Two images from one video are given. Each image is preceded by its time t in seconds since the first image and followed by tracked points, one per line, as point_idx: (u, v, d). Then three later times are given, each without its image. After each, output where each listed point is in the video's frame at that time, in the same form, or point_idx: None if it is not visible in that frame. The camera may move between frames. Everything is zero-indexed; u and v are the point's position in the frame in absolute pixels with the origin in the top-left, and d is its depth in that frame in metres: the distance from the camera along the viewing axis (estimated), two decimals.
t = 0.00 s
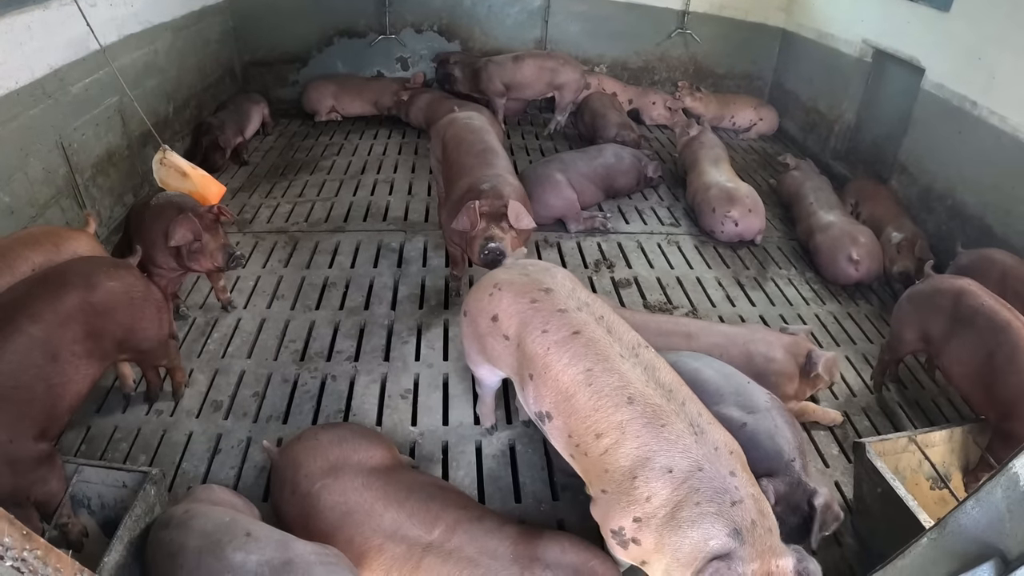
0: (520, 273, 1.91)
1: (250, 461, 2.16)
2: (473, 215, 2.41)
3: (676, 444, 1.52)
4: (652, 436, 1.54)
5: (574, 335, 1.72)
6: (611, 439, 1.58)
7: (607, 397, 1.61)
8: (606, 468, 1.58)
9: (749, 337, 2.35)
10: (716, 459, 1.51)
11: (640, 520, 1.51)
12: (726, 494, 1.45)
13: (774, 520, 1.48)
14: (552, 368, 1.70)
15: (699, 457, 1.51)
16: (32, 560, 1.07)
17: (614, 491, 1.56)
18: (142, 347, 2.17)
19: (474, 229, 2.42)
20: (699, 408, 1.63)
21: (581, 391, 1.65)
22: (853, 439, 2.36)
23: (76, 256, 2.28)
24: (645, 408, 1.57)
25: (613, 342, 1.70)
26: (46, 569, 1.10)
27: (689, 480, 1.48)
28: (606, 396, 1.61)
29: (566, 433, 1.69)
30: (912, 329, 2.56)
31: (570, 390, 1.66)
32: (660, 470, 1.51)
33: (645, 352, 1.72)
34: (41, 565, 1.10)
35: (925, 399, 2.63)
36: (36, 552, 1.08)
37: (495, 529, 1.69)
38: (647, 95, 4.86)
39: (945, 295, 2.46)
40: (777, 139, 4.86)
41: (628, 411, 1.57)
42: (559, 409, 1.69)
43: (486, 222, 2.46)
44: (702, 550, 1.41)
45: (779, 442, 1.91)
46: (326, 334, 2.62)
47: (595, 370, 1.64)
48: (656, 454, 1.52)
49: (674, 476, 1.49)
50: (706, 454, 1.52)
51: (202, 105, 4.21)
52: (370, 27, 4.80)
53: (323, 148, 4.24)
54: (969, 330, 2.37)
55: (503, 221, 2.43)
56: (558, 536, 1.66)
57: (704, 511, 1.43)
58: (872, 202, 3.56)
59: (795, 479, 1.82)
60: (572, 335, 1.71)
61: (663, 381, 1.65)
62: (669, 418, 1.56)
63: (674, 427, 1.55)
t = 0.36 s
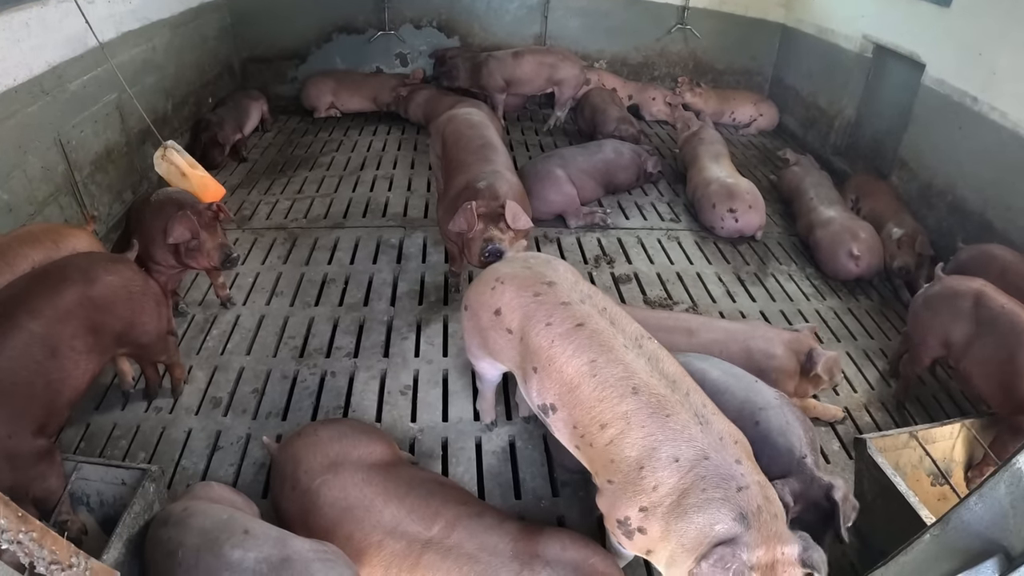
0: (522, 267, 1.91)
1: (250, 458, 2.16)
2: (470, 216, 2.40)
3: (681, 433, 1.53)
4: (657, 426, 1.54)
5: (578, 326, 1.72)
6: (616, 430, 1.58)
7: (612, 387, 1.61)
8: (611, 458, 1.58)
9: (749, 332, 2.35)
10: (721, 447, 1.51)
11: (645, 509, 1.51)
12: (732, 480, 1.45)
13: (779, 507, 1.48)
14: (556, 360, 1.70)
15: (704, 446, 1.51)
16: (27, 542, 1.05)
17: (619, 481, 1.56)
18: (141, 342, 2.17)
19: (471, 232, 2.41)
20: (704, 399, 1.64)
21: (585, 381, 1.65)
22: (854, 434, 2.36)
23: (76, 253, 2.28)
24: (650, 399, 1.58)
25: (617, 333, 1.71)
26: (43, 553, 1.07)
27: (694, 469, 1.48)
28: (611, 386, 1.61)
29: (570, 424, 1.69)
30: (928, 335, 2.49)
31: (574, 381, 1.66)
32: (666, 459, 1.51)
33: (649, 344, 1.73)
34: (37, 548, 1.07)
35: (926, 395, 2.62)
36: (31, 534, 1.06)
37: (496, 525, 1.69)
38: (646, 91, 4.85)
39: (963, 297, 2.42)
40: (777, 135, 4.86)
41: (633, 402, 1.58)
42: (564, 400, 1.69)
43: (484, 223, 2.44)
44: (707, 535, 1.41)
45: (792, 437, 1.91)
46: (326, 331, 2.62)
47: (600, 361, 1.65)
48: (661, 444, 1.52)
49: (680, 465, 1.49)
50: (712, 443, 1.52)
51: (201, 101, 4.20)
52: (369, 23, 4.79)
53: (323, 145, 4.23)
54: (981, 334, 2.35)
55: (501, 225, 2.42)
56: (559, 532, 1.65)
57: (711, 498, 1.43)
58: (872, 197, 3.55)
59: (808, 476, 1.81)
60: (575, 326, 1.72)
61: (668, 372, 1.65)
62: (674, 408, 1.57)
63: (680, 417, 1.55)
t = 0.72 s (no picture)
0: (530, 258, 1.90)
1: (254, 454, 2.15)
2: (478, 216, 2.36)
3: (679, 436, 1.51)
4: (655, 426, 1.52)
5: (579, 320, 1.70)
6: (613, 428, 1.56)
7: (611, 384, 1.59)
8: (607, 456, 1.57)
9: (756, 329, 2.32)
10: (719, 449, 1.49)
11: (640, 511, 1.50)
12: (728, 484, 1.43)
13: (778, 511, 1.46)
14: (556, 353, 1.68)
15: (702, 448, 1.49)
16: (16, 560, 1.01)
17: (615, 481, 1.55)
18: (145, 337, 2.16)
19: (479, 231, 2.38)
20: (704, 399, 1.61)
21: (583, 376, 1.63)
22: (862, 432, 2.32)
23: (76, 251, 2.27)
24: (648, 398, 1.56)
25: (619, 328, 1.69)
26: (34, 570, 1.04)
27: (690, 472, 1.46)
28: (610, 383, 1.59)
29: (569, 419, 1.67)
30: (943, 339, 2.40)
31: (573, 375, 1.65)
32: (662, 461, 1.49)
33: (652, 339, 1.70)
34: (28, 565, 1.04)
35: (934, 394, 2.59)
36: (22, 552, 1.02)
37: (501, 525, 1.67)
38: (652, 86, 4.82)
39: (980, 305, 2.35)
40: (783, 131, 4.83)
41: (631, 400, 1.56)
42: (562, 394, 1.67)
43: (494, 223, 2.41)
44: (703, 540, 1.40)
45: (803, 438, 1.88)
46: (330, 327, 2.60)
47: (599, 356, 1.63)
48: (658, 445, 1.50)
49: (676, 468, 1.47)
50: (710, 445, 1.50)
51: (204, 96, 4.19)
52: (373, 18, 4.77)
53: (327, 140, 4.21)
54: (993, 338, 2.30)
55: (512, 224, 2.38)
56: (565, 532, 1.64)
57: (706, 501, 1.42)
58: (879, 194, 3.53)
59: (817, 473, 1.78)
60: (576, 319, 1.70)
61: (669, 370, 1.63)
62: (673, 409, 1.54)
63: (679, 418, 1.53)
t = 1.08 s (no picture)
0: (527, 252, 1.89)
1: (258, 450, 2.15)
2: (480, 201, 2.40)
3: (676, 432, 1.50)
4: (651, 421, 1.52)
5: (574, 313, 1.70)
6: (610, 423, 1.56)
7: (606, 378, 1.59)
8: (605, 452, 1.57)
9: (759, 327, 2.32)
10: (716, 446, 1.49)
11: (640, 508, 1.50)
12: (727, 482, 1.43)
13: (776, 508, 1.46)
14: (551, 347, 1.68)
15: (699, 445, 1.49)
16: None
17: (614, 478, 1.55)
18: (150, 335, 2.15)
19: (482, 215, 2.40)
20: (701, 394, 1.61)
21: (579, 370, 1.63)
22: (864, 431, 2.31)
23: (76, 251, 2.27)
24: (644, 393, 1.55)
25: (613, 321, 1.68)
26: None
27: (688, 469, 1.46)
28: (605, 377, 1.59)
29: (565, 414, 1.67)
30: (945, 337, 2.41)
31: (567, 369, 1.65)
32: (660, 457, 1.49)
33: (647, 333, 1.70)
34: None
35: (936, 392, 2.59)
36: (31, 571, 1.05)
37: (505, 521, 1.66)
38: (655, 81, 4.81)
39: (988, 310, 2.32)
40: (786, 127, 4.81)
41: (627, 395, 1.56)
42: (558, 389, 1.67)
43: (497, 206, 2.42)
44: (703, 538, 1.39)
45: (804, 432, 1.88)
46: (334, 323, 2.60)
47: (594, 350, 1.63)
48: (655, 442, 1.50)
49: (674, 465, 1.47)
50: (707, 441, 1.50)
51: (207, 92, 4.18)
52: (376, 13, 4.75)
53: (330, 135, 4.21)
54: (998, 339, 2.29)
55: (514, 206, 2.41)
56: (569, 528, 1.64)
57: (705, 499, 1.42)
58: (883, 191, 3.51)
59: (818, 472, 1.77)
60: (571, 312, 1.70)
61: (664, 365, 1.62)
62: (669, 404, 1.54)
63: (675, 413, 1.53)
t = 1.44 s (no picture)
0: (537, 244, 1.88)
1: (263, 443, 2.14)
2: (486, 195, 2.37)
3: (684, 425, 1.49)
4: (660, 413, 1.51)
5: (583, 304, 1.69)
6: (618, 415, 1.55)
7: (615, 369, 1.58)
8: (613, 444, 1.56)
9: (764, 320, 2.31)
10: (724, 440, 1.48)
11: (648, 501, 1.49)
12: (735, 476, 1.42)
13: (784, 503, 1.45)
14: (560, 338, 1.68)
15: (707, 439, 1.48)
16: (51, 568, 1.07)
17: (622, 470, 1.54)
18: (153, 329, 2.15)
19: (488, 211, 2.38)
20: (710, 386, 1.60)
21: (587, 362, 1.63)
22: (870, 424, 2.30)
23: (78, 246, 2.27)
24: (653, 385, 1.55)
25: (623, 313, 1.67)
26: None
27: (696, 463, 1.45)
28: (613, 368, 1.59)
29: (573, 406, 1.67)
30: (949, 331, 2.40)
31: (576, 361, 1.64)
32: (668, 449, 1.48)
33: (657, 326, 1.69)
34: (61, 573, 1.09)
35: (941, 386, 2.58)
36: (55, 560, 1.08)
37: (516, 517, 1.67)
38: (660, 74, 4.79)
39: (1000, 312, 2.30)
40: (791, 120, 4.79)
41: (635, 387, 1.55)
42: (567, 380, 1.67)
43: (503, 202, 2.40)
44: (710, 533, 1.39)
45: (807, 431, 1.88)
46: (339, 316, 2.59)
47: (603, 341, 1.62)
48: (664, 435, 1.50)
49: (682, 459, 1.46)
50: (715, 434, 1.49)
51: (210, 85, 4.17)
52: (379, 6, 4.73)
53: (334, 128, 4.20)
54: (1006, 337, 2.28)
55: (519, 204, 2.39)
56: (579, 523, 1.65)
57: (713, 493, 1.41)
58: (888, 184, 3.49)
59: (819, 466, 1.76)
60: (580, 303, 1.69)
61: (673, 357, 1.61)
62: (678, 396, 1.53)
63: (684, 406, 1.52)
